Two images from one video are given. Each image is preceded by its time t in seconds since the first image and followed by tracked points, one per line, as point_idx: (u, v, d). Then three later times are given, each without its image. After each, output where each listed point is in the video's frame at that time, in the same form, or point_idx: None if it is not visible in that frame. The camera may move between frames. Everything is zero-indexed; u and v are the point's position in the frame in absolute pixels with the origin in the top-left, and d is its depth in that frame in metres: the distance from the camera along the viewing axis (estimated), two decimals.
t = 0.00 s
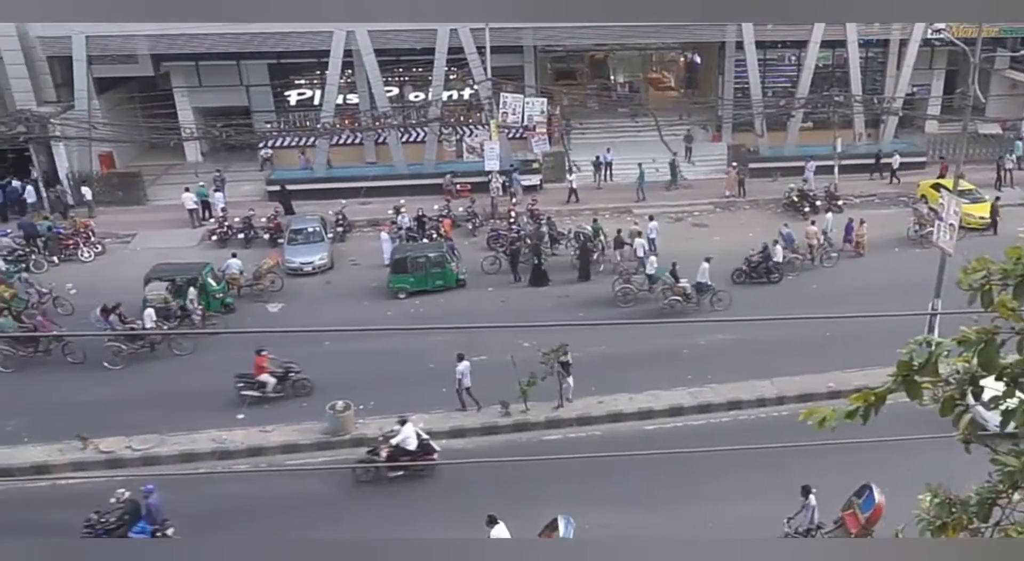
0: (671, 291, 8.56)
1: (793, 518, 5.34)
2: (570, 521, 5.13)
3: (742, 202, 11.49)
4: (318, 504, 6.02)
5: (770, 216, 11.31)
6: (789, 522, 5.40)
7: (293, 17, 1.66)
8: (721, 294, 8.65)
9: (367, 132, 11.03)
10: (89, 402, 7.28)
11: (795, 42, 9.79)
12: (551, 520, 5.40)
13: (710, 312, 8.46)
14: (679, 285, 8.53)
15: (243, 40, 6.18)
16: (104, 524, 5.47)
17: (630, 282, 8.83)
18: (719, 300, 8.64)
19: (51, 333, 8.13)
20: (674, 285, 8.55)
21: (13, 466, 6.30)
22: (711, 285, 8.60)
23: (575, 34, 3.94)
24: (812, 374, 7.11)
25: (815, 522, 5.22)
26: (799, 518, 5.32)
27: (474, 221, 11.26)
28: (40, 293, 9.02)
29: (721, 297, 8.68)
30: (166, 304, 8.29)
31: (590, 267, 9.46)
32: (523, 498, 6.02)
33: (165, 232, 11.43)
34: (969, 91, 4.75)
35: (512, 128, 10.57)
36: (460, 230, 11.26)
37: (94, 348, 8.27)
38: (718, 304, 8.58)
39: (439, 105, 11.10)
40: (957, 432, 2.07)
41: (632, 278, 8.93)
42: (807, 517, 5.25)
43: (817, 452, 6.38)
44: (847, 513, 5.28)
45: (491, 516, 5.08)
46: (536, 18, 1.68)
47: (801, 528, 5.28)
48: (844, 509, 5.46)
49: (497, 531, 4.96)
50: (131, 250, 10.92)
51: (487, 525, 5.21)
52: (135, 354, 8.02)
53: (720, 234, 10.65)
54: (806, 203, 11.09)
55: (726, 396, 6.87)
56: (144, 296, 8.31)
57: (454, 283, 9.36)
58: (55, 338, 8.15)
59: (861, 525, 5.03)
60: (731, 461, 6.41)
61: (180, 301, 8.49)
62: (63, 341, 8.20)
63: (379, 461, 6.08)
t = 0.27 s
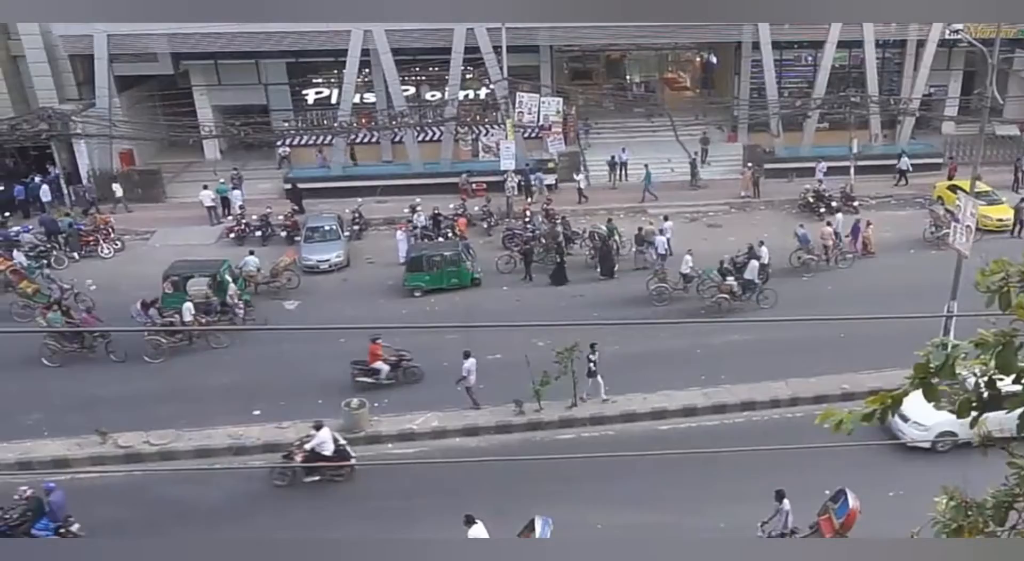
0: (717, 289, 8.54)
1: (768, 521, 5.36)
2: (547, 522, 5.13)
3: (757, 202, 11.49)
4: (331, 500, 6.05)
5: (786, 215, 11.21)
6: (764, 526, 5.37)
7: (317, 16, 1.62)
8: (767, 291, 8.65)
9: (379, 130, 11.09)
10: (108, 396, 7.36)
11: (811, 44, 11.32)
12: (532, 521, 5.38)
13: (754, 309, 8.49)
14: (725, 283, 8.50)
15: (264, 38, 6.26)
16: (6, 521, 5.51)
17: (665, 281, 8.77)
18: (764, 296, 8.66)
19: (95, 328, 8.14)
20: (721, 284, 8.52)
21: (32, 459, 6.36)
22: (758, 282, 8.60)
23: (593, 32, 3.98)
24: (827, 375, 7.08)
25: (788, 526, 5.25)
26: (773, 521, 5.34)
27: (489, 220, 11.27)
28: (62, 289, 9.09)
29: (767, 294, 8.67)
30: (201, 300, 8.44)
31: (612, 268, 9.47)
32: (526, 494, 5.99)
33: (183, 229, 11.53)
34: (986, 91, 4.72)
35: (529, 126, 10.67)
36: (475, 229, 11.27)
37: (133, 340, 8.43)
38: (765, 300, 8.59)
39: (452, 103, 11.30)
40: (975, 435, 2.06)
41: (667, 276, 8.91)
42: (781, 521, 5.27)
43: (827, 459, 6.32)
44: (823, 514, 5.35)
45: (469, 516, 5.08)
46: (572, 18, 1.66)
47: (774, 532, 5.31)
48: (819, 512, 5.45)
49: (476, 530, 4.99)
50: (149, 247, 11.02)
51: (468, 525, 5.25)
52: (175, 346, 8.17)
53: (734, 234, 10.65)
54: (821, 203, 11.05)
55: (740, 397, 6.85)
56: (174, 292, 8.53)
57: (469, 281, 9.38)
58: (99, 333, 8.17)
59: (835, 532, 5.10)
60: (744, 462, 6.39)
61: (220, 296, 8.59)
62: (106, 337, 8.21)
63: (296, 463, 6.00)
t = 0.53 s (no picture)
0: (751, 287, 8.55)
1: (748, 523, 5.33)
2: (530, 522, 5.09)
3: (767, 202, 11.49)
4: (342, 498, 6.07)
5: (796, 216, 11.21)
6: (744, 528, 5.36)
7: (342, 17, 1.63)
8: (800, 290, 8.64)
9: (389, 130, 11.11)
10: (120, 393, 7.40)
11: (823, 44, 11.11)
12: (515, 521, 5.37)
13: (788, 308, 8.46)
14: (760, 282, 8.51)
15: (278, 36, 6.30)
16: None
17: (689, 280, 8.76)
18: (798, 295, 8.66)
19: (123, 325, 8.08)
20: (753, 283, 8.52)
21: (46, 455, 6.40)
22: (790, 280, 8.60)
23: (604, 33, 3.99)
24: (837, 376, 7.06)
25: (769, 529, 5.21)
26: (754, 524, 5.31)
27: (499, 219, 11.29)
28: (76, 286, 9.16)
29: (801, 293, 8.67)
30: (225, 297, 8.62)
31: (626, 267, 9.51)
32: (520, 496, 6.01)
33: (196, 227, 11.60)
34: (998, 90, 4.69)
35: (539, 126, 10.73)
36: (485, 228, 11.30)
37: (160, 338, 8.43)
38: (798, 298, 8.59)
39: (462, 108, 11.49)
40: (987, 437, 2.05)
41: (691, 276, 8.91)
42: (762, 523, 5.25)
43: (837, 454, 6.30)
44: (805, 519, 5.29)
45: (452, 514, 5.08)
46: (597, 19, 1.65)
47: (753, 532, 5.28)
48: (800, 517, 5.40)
49: (458, 529, 4.98)
50: (162, 245, 11.08)
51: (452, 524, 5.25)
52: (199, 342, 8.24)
53: (744, 234, 10.64)
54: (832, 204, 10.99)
55: (750, 398, 6.84)
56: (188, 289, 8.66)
57: (480, 280, 9.39)
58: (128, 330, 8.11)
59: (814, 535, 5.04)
60: (754, 463, 6.38)
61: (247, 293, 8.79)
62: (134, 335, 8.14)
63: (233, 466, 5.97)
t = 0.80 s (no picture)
0: (790, 286, 8.49)
1: (725, 526, 5.31)
2: (509, 522, 5.11)
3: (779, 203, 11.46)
4: (354, 497, 6.08)
5: (808, 216, 11.19)
6: (722, 530, 5.34)
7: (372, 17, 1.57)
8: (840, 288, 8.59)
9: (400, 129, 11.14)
10: (135, 390, 7.43)
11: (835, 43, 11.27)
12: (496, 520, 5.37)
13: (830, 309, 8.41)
14: (800, 282, 8.44)
15: (291, 34, 6.32)
16: None
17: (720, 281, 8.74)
18: (837, 295, 8.63)
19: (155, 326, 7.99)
20: (794, 285, 8.46)
21: (60, 451, 6.43)
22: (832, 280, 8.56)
23: (616, 33, 3.99)
24: (848, 377, 7.04)
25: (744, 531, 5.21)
26: (730, 527, 5.30)
27: (510, 218, 11.26)
28: (93, 283, 9.22)
29: (840, 292, 8.62)
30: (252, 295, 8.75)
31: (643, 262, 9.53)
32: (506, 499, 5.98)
33: (210, 225, 11.65)
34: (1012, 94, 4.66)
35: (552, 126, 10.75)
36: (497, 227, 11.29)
37: (191, 334, 8.45)
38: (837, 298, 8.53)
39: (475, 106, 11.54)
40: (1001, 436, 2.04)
41: (720, 277, 8.89)
42: (739, 526, 5.25)
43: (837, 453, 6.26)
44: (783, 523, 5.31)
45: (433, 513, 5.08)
46: (639, 19, 1.59)
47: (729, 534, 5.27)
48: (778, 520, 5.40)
49: (438, 527, 5.00)
50: (177, 242, 11.14)
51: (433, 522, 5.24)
52: (229, 336, 8.31)
53: (756, 234, 10.60)
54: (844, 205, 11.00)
55: (760, 399, 6.82)
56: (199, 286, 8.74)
57: (491, 279, 9.39)
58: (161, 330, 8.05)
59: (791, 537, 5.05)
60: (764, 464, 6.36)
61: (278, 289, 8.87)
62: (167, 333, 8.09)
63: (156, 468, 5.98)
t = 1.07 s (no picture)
0: (829, 285, 8.50)
1: (700, 528, 5.27)
2: (487, 519, 5.08)
3: (790, 204, 11.45)
4: (364, 495, 6.09)
5: (819, 217, 11.18)
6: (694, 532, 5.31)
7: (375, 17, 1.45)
8: (878, 287, 8.56)
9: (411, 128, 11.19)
10: (147, 386, 7.47)
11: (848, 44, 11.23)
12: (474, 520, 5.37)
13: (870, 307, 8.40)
14: (838, 281, 8.45)
15: (303, 34, 6.34)
16: None
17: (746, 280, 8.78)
18: (876, 294, 8.60)
19: (189, 326, 7.97)
20: (833, 284, 8.46)
21: (74, 447, 6.47)
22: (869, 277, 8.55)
23: (633, 35, 4.00)
24: (859, 378, 7.02)
25: (718, 532, 5.16)
26: (705, 529, 5.27)
27: (522, 218, 11.24)
28: (108, 280, 9.25)
29: (879, 291, 8.59)
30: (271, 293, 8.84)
31: (657, 260, 9.53)
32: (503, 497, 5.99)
33: (223, 223, 11.71)
34: None
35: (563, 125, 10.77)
36: (508, 226, 11.30)
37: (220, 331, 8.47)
38: (877, 296, 8.53)
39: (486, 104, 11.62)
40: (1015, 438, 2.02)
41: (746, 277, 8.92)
42: (713, 527, 5.21)
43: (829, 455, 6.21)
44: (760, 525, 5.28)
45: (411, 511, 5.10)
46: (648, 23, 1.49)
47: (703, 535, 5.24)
48: (755, 522, 5.37)
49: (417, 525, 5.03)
50: (191, 240, 11.20)
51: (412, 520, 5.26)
52: (256, 332, 8.36)
53: (767, 234, 10.59)
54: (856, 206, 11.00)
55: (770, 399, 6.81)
56: (212, 284, 8.84)
57: (502, 278, 9.41)
58: (194, 330, 8.03)
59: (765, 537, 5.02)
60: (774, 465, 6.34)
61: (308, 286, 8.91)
62: (199, 333, 8.08)
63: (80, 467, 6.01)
